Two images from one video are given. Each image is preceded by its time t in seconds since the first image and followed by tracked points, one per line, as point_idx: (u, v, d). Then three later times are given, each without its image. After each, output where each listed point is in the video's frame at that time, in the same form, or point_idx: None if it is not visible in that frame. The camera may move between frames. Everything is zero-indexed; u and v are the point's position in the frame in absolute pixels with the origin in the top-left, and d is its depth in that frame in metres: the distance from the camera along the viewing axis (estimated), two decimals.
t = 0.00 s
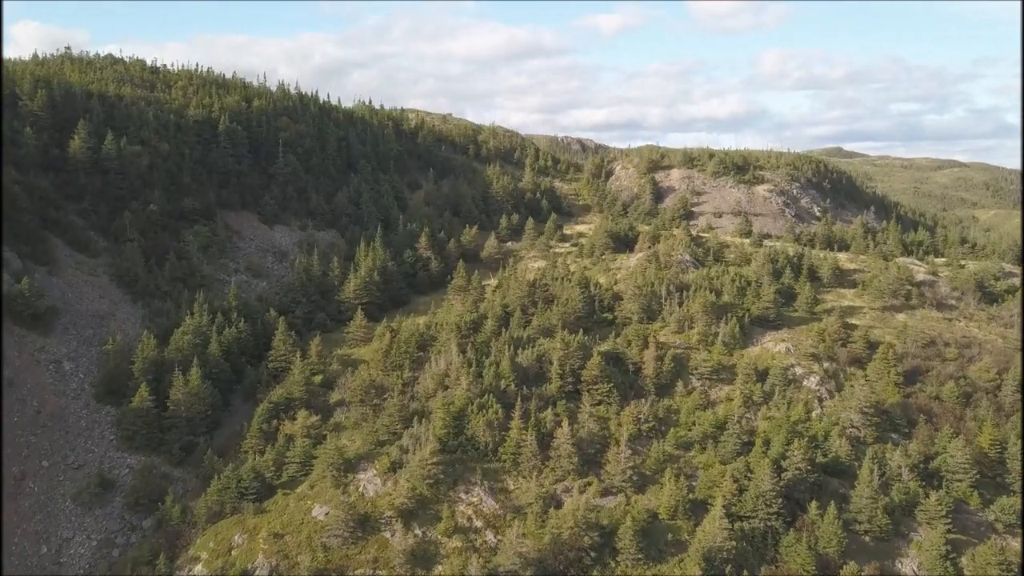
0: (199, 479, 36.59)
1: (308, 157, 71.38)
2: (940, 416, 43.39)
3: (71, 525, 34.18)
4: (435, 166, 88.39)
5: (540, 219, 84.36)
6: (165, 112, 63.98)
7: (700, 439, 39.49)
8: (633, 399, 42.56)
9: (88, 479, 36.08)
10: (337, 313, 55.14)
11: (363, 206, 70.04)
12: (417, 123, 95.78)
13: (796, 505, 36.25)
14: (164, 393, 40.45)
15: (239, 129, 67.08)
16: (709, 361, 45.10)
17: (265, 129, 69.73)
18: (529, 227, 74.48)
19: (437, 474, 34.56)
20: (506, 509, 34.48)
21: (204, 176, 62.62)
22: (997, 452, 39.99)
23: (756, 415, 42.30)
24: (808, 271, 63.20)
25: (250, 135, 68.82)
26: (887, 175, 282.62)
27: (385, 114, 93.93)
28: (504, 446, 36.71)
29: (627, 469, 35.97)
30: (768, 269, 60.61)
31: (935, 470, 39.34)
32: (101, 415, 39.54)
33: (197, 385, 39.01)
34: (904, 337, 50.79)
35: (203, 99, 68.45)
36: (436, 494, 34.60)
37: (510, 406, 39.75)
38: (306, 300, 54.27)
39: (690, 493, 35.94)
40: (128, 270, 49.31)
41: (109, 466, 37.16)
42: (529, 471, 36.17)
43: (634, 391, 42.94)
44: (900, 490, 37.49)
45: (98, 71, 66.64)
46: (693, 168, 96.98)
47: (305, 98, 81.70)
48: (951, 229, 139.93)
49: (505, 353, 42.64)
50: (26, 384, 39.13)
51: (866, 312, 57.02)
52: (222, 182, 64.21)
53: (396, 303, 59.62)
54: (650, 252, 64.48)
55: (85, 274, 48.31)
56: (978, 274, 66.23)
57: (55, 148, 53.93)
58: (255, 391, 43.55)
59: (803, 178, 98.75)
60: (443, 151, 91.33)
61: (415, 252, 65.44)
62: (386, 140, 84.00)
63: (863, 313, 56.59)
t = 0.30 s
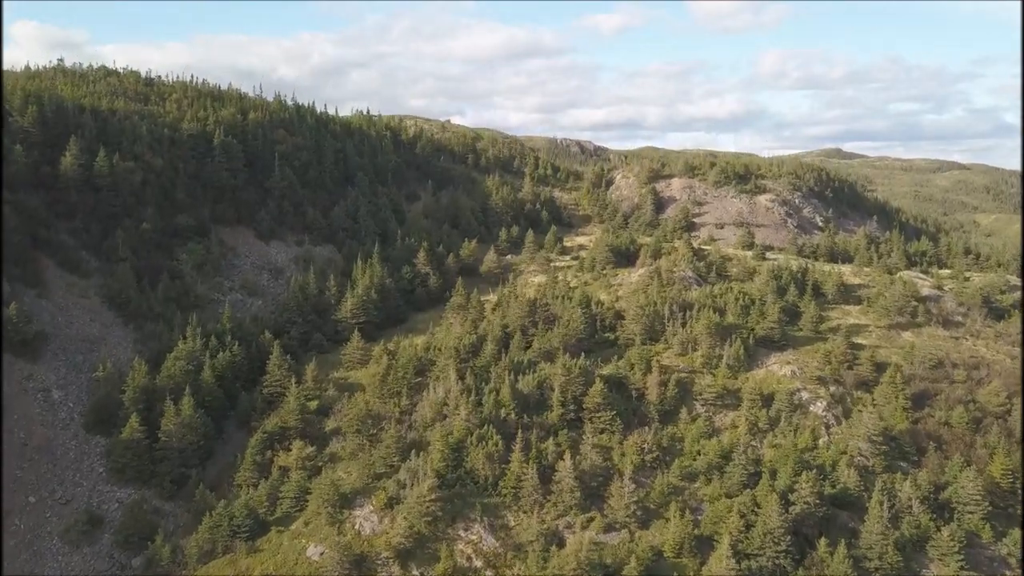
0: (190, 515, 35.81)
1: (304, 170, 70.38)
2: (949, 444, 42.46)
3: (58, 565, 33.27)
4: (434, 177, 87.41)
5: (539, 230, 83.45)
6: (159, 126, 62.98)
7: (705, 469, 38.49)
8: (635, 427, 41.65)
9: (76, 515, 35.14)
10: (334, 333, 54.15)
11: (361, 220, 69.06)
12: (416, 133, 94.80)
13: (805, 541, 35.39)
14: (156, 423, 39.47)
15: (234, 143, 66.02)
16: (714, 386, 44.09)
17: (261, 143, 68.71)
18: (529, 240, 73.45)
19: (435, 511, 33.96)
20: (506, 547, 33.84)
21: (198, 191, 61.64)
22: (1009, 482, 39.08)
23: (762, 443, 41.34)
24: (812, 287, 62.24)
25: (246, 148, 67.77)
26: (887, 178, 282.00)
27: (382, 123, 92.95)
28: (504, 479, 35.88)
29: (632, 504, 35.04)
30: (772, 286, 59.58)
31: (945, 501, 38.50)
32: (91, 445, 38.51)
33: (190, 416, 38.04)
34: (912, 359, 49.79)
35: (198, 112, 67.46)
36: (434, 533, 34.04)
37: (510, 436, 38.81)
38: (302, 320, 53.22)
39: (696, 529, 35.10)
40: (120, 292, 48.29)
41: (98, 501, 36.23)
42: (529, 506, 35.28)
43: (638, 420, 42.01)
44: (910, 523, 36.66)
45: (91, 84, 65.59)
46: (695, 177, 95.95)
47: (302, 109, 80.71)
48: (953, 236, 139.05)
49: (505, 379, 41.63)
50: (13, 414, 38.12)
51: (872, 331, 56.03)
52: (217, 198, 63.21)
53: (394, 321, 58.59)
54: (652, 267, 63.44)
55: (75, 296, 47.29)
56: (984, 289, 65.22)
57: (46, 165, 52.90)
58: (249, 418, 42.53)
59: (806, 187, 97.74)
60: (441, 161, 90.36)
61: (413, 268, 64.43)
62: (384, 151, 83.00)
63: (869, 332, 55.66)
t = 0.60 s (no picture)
0: (182, 551, 35.03)
1: (301, 184, 69.41)
2: (959, 474, 41.63)
3: None
4: (432, 188, 86.44)
5: (539, 242, 82.55)
6: (153, 140, 61.96)
7: (711, 502, 37.61)
8: (639, 456, 40.76)
9: (64, 553, 34.25)
10: (330, 354, 53.18)
11: (359, 235, 68.09)
12: (414, 142, 93.81)
13: None
14: (147, 454, 38.49)
15: (230, 157, 65.01)
16: (719, 412, 43.04)
17: (257, 156, 67.71)
18: (529, 254, 72.48)
19: (433, 550, 33.49)
20: None
21: (193, 208, 60.69)
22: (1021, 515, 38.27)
23: (768, 473, 40.44)
24: (817, 303, 61.27)
25: (242, 162, 66.75)
26: (887, 181, 281.32)
27: (380, 133, 91.93)
28: (504, 515, 35.34)
29: (635, 541, 34.21)
30: (777, 303, 58.57)
31: (956, 535, 37.75)
32: (80, 478, 37.57)
33: (182, 448, 37.17)
34: (919, 381, 48.79)
35: (193, 125, 66.44)
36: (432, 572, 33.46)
37: (509, 469, 38.12)
38: (298, 341, 52.30)
39: (701, 567, 34.81)
40: (112, 315, 47.33)
41: (88, 537, 35.31)
42: (530, 543, 34.65)
43: (641, 450, 41.11)
44: (920, 559, 36.09)
45: (83, 97, 64.55)
46: (696, 187, 94.95)
47: (299, 121, 79.71)
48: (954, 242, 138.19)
49: (505, 407, 40.66)
50: None
51: (878, 351, 55.04)
52: (212, 213, 62.23)
53: (392, 340, 57.62)
54: (654, 284, 62.43)
55: (66, 320, 46.32)
56: (992, 304, 64.19)
57: (38, 183, 51.88)
58: (243, 447, 41.59)
59: (808, 197, 96.78)
60: (440, 172, 89.36)
61: (412, 284, 63.45)
62: (382, 162, 82.00)
63: (875, 351, 54.75)
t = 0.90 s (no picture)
0: None
1: (298, 199, 68.51)
2: (971, 503, 40.74)
3: None
4: (431, 200, 85.60)
5: (539, 255, 81.64)
6: (147, 155, 61.03)
7: (717, 536, 36.85)
8: (642, 487, 39.70)
9: None
10: (327, 375, 52.26)
11: (356, 250, 67.16)
12: (413, 153, 92.87)
13: None
14: (137, 487, 37.62)
15: (225, 172, 64.07)
16: (724, 439, 42.14)
17: (253, 171, 66.78)
18: (529, 268, 71.55)
19: None
20: None
21: (187, 225, 59.77)
22: None
23: (775, 504, 39.57)
24: (822, 321, 60.29)
25: (237, 176, 65.80)
26: (887, 184, 280.55)
27: (379, 144, 90.97)
28: (505, 552, 34.74)
29: None
30: (782, 321, 57.58)
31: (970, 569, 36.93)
32: (69, 512, 36.72)
33: (173, 482, 36.33)
34: (927, 404, 47.85)
35: (188, 139, 65.51)
36: None
37: (508, 504, 37.51)
38: (294, 363, 51.32)
39: None
40: (104, 338, 46.44)
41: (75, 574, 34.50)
42: None
43: (644, 481, 40.04)
44: None
45: (76, 112, 63.65)
46: (698, 197, 93.95)
47: (296, 133, 78.81)
48: (956, 249, 137.17)
49: (505, 437, 39.79)
50: None
51: (884, 370, 54.06)
52: (207, 230, 61.34)
53: (390, 359, 56.61)
54: (656, 300, 61.45)
55: (56, 344, 45.42)
56: (1000, 320, 63.10)
57: (28, 202, 50.96)
58: (237, 477, 40.66)
59: (811, 207, 95.76)
60: (439, 183, 88.43)
61: (410, 300, 62.45)
62: (380, 174, 81.06)
63: (882, 372, 53.75)
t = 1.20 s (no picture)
0: None
1: (294, 214, 67.55)
2: (983, 535, 39.91)
3: None
4: (430, 213, 84.71)
5: (539, 268, 80.72)
6: (141, 171, 60.04)
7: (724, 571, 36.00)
8: (646, 521, 38.87)
9: None
10: (324, 399, 51.34)
11: (354, 265, 66.17)
12: (412, 163, 91.92)
13: None
14: (127, 522, 36.79)
15: (220, 188, 63.09)
16: (729, 467, 41.18)
17: (249, 186, 65.80)
18: (529, 283, 70.56)
19: None
20: None
21: (181, 243, 58.81)
22: None
23: (782, 537, 38.68)
24: (827, 339, 59.32)
25: (233, 192, 64.80)
26: (887, 187, 279.79)
27: (377, 154, 90.01)
28: None
29: None
30: (787, 340, 56.57)
31: None
32: (56, 549, 35.81)
33: (164, 519, 35.48)
34: (936, 429, 46.86)
35: (183, 154, 64.53)
36: None
37: (508, 539, 36.69)
38: (290, 386, 50.42)
39: None
40: (94, 364, 45.49)
41: None
42: None
43: (648, 514, 39.24)
44: None
45: (69, 127, 62.66)
46: (699, 208, 92.98)
47: (293, 145, 77.85)
48: (959, 257, 136.20)
49: (506, 469, 39.09)
50: None
51: (891, 392, 53.04)
52: (202, 247, 60.41)
53: (388, 380, 55.67)
54: (659, 318, 60.46)
55: (46, 370, 44.46)
56: (1007, 337, 62.04)
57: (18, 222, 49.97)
58: (229, 509, 39.67)
59: (813, 217, 94.80)
60: (438, 194, 87.45)
61: (409, 318, 61.48)
62: (378, 186, 80.08)
63: (889, 393, 52.76)
